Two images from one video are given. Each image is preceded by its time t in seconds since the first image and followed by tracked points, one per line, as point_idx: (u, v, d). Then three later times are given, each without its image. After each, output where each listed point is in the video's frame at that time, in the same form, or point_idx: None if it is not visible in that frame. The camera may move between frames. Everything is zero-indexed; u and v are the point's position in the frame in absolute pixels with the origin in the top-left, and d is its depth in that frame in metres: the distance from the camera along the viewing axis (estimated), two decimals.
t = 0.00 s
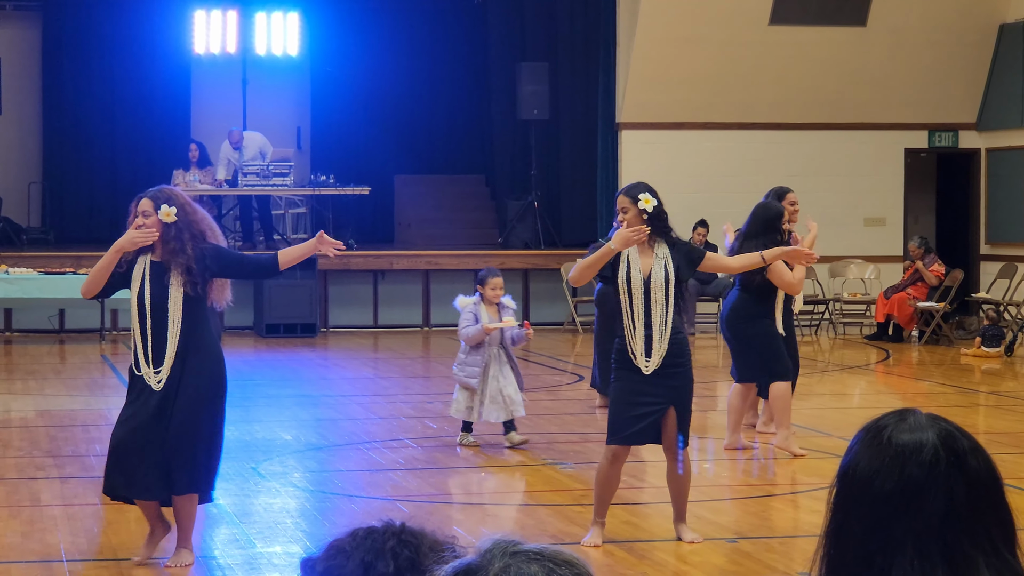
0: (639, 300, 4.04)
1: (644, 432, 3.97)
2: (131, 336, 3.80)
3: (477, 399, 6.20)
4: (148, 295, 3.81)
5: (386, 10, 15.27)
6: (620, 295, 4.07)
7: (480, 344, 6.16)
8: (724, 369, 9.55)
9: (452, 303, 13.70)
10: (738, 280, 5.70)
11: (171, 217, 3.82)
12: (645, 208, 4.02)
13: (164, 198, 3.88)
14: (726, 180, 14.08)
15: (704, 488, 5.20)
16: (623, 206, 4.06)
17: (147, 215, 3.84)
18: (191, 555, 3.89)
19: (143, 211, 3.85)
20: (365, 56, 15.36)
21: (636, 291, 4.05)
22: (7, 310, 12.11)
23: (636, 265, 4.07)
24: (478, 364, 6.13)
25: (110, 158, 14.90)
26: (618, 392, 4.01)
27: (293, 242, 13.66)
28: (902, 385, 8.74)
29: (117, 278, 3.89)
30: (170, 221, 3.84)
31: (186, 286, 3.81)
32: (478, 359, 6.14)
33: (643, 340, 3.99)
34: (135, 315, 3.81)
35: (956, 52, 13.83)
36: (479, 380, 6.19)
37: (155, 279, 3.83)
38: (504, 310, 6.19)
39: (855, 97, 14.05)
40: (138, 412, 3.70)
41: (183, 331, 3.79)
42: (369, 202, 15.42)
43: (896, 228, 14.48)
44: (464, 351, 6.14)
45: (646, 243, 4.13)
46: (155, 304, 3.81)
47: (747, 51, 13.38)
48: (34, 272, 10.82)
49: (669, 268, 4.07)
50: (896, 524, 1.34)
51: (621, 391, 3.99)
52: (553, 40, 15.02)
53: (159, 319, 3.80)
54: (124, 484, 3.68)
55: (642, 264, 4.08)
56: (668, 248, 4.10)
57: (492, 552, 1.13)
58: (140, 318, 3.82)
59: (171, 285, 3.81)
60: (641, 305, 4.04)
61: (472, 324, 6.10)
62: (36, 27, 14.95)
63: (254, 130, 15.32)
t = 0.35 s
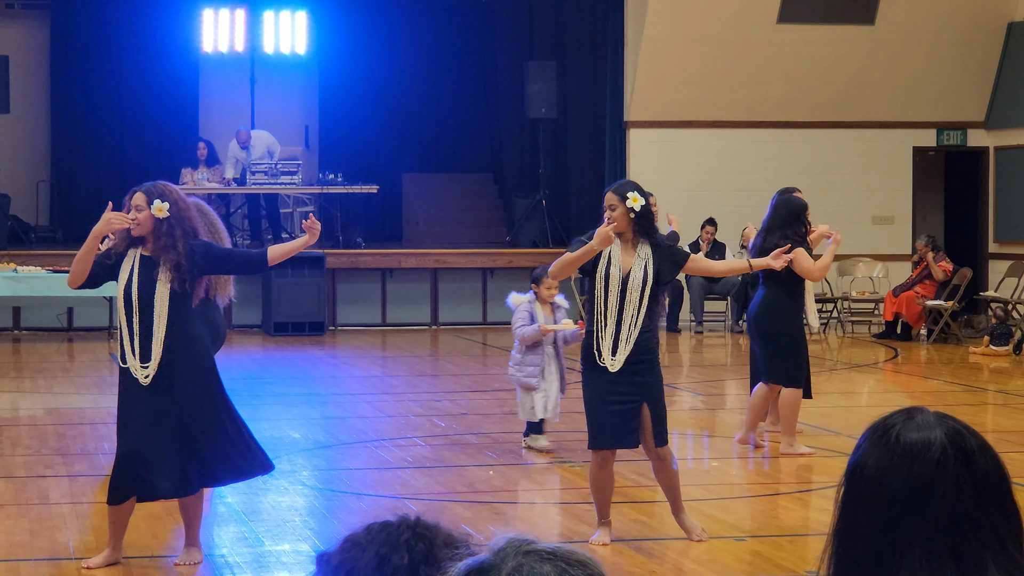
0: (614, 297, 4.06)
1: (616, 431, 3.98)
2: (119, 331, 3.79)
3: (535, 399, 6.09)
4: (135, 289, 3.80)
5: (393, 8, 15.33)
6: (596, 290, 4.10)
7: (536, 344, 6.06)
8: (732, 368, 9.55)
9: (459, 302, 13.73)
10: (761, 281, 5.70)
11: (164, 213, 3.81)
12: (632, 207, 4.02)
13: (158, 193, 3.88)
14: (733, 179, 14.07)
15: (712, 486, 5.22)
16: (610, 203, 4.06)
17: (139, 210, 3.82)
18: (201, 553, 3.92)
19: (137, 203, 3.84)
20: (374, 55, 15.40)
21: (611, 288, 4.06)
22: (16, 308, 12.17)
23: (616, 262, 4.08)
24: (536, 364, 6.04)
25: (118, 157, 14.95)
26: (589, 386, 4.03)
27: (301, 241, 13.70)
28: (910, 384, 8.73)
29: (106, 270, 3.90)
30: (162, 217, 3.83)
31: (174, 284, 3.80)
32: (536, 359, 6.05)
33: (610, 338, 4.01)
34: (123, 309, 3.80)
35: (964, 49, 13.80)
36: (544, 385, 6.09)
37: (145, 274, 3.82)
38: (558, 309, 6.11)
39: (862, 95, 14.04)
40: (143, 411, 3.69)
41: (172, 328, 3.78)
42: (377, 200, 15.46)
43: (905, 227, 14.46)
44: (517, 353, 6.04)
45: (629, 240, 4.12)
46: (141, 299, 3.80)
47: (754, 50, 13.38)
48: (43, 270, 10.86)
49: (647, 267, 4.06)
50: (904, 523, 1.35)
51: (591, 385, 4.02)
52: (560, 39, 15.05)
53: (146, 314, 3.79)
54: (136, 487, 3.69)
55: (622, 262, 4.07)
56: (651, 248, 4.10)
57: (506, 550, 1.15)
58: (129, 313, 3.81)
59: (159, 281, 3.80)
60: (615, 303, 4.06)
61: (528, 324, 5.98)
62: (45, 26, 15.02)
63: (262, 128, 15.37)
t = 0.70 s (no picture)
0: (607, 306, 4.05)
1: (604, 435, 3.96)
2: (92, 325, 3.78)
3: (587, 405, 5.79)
4: (115, 284, 3.79)
5: (395, 7, 15.37)
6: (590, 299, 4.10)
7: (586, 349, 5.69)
8: (734, 366, 9.56)
9: (462, 300, 13.74)
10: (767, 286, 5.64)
11: (148, 209, 3.83)
12: (633, 219, 4.07)
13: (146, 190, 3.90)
14: (736, 178, 14.07)
15: (714, 485, 5.23)
16: (611, 215, 4.11)
17: (126, 205, 3.85)
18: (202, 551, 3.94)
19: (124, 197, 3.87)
20: (377, 53, 15.42)
21: (606, 298, 4.07)
22: (19, 307, 12.19)
23: (613, 274, 4.10)
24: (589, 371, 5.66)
25: (121, 156, 14.95)
26: (579, 392, 4.03)
27: (303, 240, 13.71)
28: (912, 382, 8.73)
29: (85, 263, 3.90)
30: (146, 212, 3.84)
31: (152, 280, 3.79)
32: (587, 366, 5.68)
33: (605, 348, 4.00)
34: (99, 304, 3.78)
35: (967, 48, 13.79)
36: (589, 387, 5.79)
37: (123, 267, 3.82)
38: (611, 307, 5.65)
39: (865, 94, 14.03)
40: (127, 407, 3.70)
41: (146, 324, 3.77)
42: (380, 199, 15.48)
43: (907, 225, 14.45)
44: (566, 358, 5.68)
45: (626, 253, 4.15)
46: (118, 293, 3.79)
47: (757, 49, 13.37)
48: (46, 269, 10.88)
49: (643, 282, 4.08)
50: (908, 521, 1.35)
51: (581, 391, 4.02)
52: (563, 38, 15.07)
53: (122, 308, 3.78)
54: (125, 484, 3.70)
55: (619, 275, 4.10)
56: (649, 262, 4.12)
57: (513, 547, 1.14)
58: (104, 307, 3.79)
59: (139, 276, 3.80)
60: (610, 313, 4.04)
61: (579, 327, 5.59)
62: (47, 25, 15.05)
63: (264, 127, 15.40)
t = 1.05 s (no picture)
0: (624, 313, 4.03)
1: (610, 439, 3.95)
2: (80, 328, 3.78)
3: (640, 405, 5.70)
4: (103, 290, 3.79)
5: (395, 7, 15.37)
6: (603, 305, 4.06)
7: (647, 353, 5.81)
8: (735, 366, 9.56)
9: (462, 300, 13.74)
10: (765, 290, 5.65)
11: (134, 212, 3.84)
12: (646, 224, 4.09)
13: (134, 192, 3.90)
14: (736, 177, 14.07)
15: (715, 484, 5.23)
16: (624, 218, 4.13)
17: (114, 208, 3.86)
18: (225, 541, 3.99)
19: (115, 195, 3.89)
20: (377, 53, 15.42)
21: (621, 305, 4.03)
22: (19, 307, 12.20)
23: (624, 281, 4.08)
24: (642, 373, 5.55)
25: (122, 156, 14.95)
26: (590, 396, 3.99)
27: (304, 239, 13.71)
28: (913, 382, 8.73)
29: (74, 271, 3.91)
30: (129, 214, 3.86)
31: (139, 285, 3.79)
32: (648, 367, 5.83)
33: (627, 356, 3.99)
34: (89, 309, 3.78)
35: (967, 47, 13.79)
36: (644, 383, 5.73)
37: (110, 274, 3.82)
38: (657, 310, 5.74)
39: (865, 94, 14.03)
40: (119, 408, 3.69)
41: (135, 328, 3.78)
42: (380, 198, 15.48)
43: (908, 225, 14.45)
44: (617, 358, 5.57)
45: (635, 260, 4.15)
46: (107, 300, 3.79)
47: (757, 48, 13.37)
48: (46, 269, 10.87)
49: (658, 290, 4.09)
50: (910, 520, 1.35)
51: (590, 395, 3.99)
52: (564, 37, 15.06)
53: (110, 313, 3.78)
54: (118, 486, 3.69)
55: (628, 281, 4.09)
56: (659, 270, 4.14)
57: (513, 544, 1.14)
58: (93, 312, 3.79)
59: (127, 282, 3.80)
60: (627, 321, 4.03)
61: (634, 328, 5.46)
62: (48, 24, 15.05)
63: (265, 127, 15.41)
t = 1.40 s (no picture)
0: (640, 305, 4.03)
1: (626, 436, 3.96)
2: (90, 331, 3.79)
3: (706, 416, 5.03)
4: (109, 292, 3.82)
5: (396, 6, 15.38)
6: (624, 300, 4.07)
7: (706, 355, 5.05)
8: (734, 366, 9.55)
9: (461, 299, 13.74)
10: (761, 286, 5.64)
11: (142, 213, 3.84)
12: (667, 216, 4.05)
13: (138, 191, 3.88)
14: (736, 177, 14.08)
15: (715, 483, 5.23)
16: (646, 209, 4.08)
17: (120, 208, 3.86)
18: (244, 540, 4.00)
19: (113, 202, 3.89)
20: (377, 53, 15.41)
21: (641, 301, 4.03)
22: (18, 306, 12.19)
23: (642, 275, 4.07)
24: (708, 378, 4.99)
25: (123, 155, 14.93)
26: (609, 392, 3.99)
27: (303, 239, 13.70)
28: (912, 381, 8.74)
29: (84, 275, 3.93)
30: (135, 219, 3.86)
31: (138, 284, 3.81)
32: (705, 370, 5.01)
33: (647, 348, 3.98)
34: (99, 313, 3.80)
35: (966, 47, 13.80)
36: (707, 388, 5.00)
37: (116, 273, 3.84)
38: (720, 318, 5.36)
39: (865, 93, 14.04)
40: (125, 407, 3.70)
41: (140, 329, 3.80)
42: (380, 197, 15.49)
43: (907, 225, 14.47)
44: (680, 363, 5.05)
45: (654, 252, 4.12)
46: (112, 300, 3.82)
47: (757, 47, 13.38)
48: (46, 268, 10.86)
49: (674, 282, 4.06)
50: (911, 519, 1.36)
51: (611, 389, 3.99)
52: (564, 37, 15.06)
53: (117, 313, 3.81)
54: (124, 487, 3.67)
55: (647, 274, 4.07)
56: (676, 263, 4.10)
57: (512, 541, 1.14)
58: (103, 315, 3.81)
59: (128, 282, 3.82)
60: (646, 314, 4.02)
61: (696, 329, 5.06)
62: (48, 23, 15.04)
63: (265, 127, 15.41)
